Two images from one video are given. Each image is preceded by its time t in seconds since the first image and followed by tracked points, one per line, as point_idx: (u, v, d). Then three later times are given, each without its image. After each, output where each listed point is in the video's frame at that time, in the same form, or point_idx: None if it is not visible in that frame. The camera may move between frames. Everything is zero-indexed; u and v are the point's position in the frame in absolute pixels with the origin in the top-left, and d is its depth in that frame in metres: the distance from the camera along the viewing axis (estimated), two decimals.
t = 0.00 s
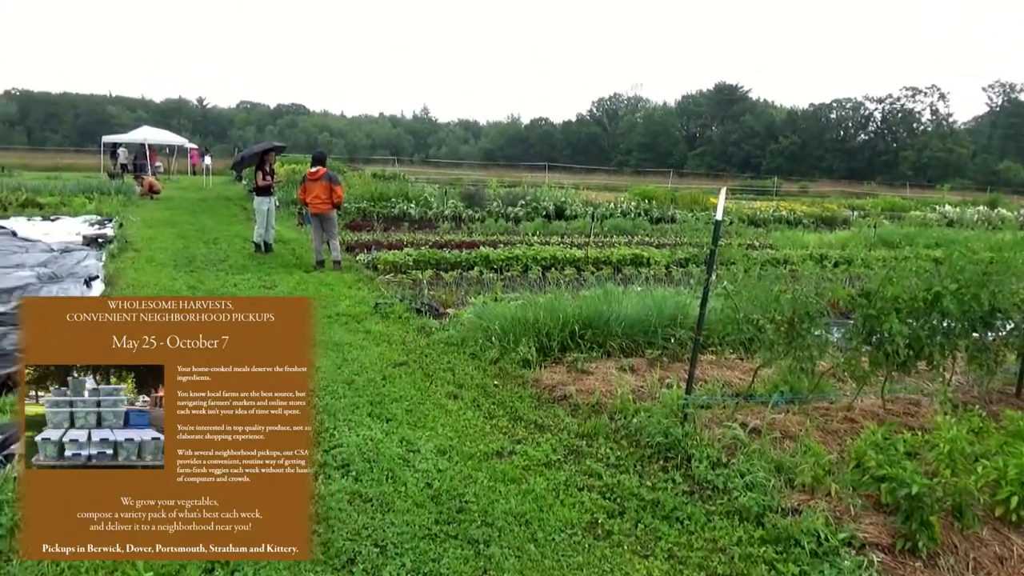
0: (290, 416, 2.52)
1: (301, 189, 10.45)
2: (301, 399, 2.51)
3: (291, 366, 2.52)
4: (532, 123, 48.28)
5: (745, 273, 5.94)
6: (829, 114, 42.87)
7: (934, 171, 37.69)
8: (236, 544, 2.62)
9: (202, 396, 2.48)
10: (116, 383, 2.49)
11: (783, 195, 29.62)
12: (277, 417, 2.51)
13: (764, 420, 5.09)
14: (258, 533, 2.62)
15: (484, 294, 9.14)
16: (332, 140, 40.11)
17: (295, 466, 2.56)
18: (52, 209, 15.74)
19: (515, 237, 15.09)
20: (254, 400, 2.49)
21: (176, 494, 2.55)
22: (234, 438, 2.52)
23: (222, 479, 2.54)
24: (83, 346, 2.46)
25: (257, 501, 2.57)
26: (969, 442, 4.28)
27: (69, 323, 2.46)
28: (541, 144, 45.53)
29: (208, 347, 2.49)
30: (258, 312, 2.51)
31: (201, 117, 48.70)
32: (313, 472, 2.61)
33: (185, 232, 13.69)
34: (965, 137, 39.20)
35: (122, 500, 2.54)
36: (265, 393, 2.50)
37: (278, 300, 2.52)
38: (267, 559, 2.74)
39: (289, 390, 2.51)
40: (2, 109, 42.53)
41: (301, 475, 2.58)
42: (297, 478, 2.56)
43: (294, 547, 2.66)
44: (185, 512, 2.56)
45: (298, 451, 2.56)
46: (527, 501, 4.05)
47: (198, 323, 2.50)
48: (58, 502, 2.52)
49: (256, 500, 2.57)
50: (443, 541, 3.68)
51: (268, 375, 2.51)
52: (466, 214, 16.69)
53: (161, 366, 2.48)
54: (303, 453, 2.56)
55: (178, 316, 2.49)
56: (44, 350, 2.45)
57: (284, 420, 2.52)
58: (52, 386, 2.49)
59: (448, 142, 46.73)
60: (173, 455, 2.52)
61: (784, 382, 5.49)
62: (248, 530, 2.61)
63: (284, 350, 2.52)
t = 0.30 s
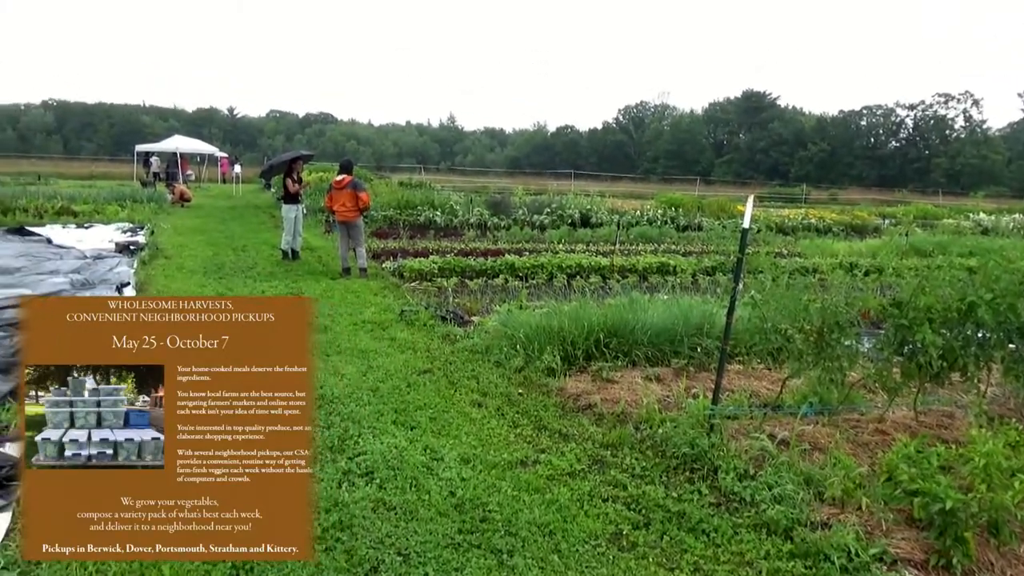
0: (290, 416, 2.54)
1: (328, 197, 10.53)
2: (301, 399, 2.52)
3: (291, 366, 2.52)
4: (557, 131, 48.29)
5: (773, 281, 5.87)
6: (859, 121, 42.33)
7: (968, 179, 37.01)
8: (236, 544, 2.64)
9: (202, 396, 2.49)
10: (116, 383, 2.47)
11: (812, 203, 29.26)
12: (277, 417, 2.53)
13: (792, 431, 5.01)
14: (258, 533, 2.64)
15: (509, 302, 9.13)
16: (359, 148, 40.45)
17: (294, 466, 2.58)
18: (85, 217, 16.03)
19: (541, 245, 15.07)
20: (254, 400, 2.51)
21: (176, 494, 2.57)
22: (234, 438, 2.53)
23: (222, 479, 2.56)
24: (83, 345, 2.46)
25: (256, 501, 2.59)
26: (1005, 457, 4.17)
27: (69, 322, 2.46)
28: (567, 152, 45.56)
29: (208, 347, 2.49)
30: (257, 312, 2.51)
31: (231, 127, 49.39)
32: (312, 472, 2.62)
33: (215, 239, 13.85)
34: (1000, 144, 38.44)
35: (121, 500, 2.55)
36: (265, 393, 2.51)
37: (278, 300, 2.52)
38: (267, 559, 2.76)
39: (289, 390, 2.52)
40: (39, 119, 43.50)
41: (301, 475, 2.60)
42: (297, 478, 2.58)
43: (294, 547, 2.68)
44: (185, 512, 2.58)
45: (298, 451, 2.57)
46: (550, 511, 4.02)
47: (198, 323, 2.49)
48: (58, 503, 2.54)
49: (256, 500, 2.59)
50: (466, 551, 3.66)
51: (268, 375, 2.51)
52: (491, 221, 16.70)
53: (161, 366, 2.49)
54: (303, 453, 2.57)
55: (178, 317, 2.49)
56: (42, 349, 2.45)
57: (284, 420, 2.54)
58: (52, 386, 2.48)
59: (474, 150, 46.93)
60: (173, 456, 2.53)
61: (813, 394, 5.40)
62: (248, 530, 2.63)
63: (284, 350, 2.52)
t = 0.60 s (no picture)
0: (290, 416, 2.55)
1: (355, 205, 10.60)
2: (301, 399, 2.53)
3: (291, 366, 2.53)
4: (584, 138, 48.28)
5: (803, 289, 5.76)
6: (890, 126, 41.76)
7: (1003, 184, 36.27)
8: (235, 544, 2.66)
9: (202, 396, 2.50)
10: (116, 383, 2.48)
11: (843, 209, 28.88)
12: (277, 417, 2.54)
13: (824, 441, 4.92)
14: (258, 533, 2.65)
15: (535, 309, 9.11)
16: (386, 156, 40.77)
17: (295, 466, 2.60)
18: (120, 224, 16.32)
19: (566, 252, 15.04)
20: (254, 400, 2.52)
21: (176, 494, 2.58)
22: (234, 438, 2.54)
23: (222, 479, 2.57)
24: (83, 346, 2.46)
25: (256, 500, 2.61)
26: None
27: (69, 322, 2.45)
28: (593, 158, 45.50)
29: (209, 347, 2.49)
30: (257, 312, 2.51)
31: (261, 135, 50.04)
32: (312, 472, 2.64)
33: (244, 246, 14.01)
34: None
35: (121, 500, 2.57)
36: (265, 393, 2.52)
37: (278, 300, 2.51)
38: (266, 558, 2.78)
39: (289, 390, 2.53)
40: (75, 128, 44.47)
41: (301, 475, 2.62)
42: (297, 478, 2.60)
43: (293, 547, 2.70)
44: (185, 512, 2.60)
45: (298, 451, 2.59)
46: (577, 520, 3.98)
47: (198, 323, 2.49)
48: (58, 503, 2.54)
49: (256, 499, 2.61)
50: (492, 559, 3.64)
51: (268, 375, 2.52)
52: (517, 229, 16.70)
53: (161, 366, 2.50)
54: (303, 453, 2.59)
55: (177, 316, 2.49)
56: (40, 349, 2.44)
57: (284, 420, 2.55)
58: (51, 386, 2.47)
59: (500, 157, 47.08)
60: (173, 456, 2.54)
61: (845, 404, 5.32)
62: (248, 530, 2.65)
63: (283, 350, 2.52)
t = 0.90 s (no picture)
0: (290, 416, 2.56)
1: (383, 211, 10.66)
2: (301, 399, 2.54)
3: (291, 366, 2.55)
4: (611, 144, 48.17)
5: (834, 296, 5.67)
6: (924, 132, 41.10)
7: None
8: (236, 544, 2.64)
9: (202, 396, 2.52)
10: (116, 384, 2.53)
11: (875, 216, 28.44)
12: (277, 417, 2.55)
13: (857, 452, 4.82)
14: (258, 533, 2.64)
15: (562, 316, 9.09)
16: (414, 163, 41.02)
17: (295, 466, 2.59)
18: (153, 229, 16.61)
19: (594, 258, 14.99)
20: (254, 400, 2.53)
21: (177, 494, 2.57)
22: (234, 438, 2.56)
23: (222, 479, 2.58)
24: (83, 346, 2.49)
25: (257, 500, 2.60)
26: None
27: (70, 322, 2.48)
28: (621, 165, 45.38)
29: (208, 347, 2.52)
30: (257, 312, 2.53)
31: (291, 142, 50.66)
32: (313, 473, 2.63)
33: (274, 252, 14.17)
34: None
35: (122, 500, 2.56)
36: (265, 393, 2.53)
37: (278, 300, 2.53)
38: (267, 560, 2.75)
39: (289, 390, 2.55)
40: (110, 136, 45.41)
41: (301, 475, 2.61)
42: (297, 478, 2.59)
43: (294, 547, 2.67)
44: (185, 512, 2.59)
45: (298, 451, 2.58)
46: (604, 529, 3.95)
47: (198, 323, 2.52)
48: (59, 503, 2.54)
49: (256, 499, 2.60)
50: (519, 567, 3.62)
51: (268, 375, 2.54)
52: (545, 235, 16.67)
53: (161, 366, 2.52)
54: (303, 453, 2.59)
55: (178, 316, 2.51)
56: (42, 348, 2.48)
57: (284, 420, 2.55)
58: (52, 386, 2.52)
59: (527, 164, 47.16)
60: (173, 456, 2.56)
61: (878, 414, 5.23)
62: (248, 530, 2.63)
63: (283, 351, 2.54)
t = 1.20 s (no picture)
0: (290, 416, 2.54)
1: (410, 217, 10.70)
2: (301, 399, 2.53)
3: (291, 366, 2.53)
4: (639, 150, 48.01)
5: (867, 304, 5.57)
6: (958, 136, 40.41)
7: None
8: (236, 544, 2.63)
9: (202, 396, 2.51)
10: (116, 384, 2.53)
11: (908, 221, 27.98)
12: (278, 417, 2.53)
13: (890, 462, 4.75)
14: (258, 533, 2.62)
15: (589, 322, 9.06)
16: (441, 169, 41.21)
17: (295, 466, 2.57)
18: (185, 234, 16.86)
19: (621, 264, 14.92)
20: (254, 400, 2.51)
21: (177, 494, 2.56)
22: (234, 438, 2.54)
23: (222, 479, 2.56)
24: (83, 345, 2.48)
25: (257, 500, 2.59)
26: None
27: (70, 322, 2.47)
28: (648, 170, 45.21)
29: (208, 347, 2.51)
30: (257, 312, 2.52)
31: (320, 148, 51.19)
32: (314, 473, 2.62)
33: (303, 257, 14.31)
34: None
35: (122, 500, 2.54)
36: (265, 393, 2.52)
37: (278, 300, 2.52)
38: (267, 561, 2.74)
39: (289, 390, 2.53)
40: (144, 143, 46.25)
41: (302, 475, 2.59)
42: (297, 478, 2.58)
43: (294, 547, 2.66)
44: (185, 512, 2.57)
45: (298, 451, 2.57)
46: (631, 537, 3.92)
47: (198, 323, 2.51)
48: (59, 503, 2.53)
49: (257, 499, 2.59)
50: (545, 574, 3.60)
51: (268, 375, 2.52)
52: (572, 241, 16.63)
53: (161, 366, 2.51)
54: (304, 453, 2.57)
55: (177, 316, 2.50)
56: (42, 349, 2.48)
57: (285, 420, 2.54)
58: (52, 386, 2.53)
59: (554, 169, 47.18)
60: (173, 456, 2.54)
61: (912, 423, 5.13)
62: (248, 531, 2.62)
63: (283, 351, 2.53)
